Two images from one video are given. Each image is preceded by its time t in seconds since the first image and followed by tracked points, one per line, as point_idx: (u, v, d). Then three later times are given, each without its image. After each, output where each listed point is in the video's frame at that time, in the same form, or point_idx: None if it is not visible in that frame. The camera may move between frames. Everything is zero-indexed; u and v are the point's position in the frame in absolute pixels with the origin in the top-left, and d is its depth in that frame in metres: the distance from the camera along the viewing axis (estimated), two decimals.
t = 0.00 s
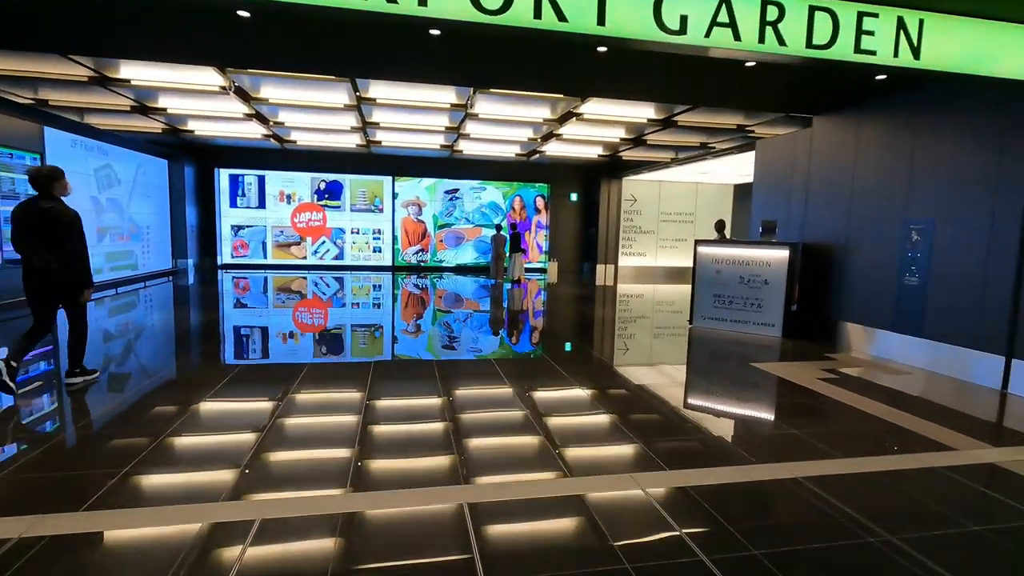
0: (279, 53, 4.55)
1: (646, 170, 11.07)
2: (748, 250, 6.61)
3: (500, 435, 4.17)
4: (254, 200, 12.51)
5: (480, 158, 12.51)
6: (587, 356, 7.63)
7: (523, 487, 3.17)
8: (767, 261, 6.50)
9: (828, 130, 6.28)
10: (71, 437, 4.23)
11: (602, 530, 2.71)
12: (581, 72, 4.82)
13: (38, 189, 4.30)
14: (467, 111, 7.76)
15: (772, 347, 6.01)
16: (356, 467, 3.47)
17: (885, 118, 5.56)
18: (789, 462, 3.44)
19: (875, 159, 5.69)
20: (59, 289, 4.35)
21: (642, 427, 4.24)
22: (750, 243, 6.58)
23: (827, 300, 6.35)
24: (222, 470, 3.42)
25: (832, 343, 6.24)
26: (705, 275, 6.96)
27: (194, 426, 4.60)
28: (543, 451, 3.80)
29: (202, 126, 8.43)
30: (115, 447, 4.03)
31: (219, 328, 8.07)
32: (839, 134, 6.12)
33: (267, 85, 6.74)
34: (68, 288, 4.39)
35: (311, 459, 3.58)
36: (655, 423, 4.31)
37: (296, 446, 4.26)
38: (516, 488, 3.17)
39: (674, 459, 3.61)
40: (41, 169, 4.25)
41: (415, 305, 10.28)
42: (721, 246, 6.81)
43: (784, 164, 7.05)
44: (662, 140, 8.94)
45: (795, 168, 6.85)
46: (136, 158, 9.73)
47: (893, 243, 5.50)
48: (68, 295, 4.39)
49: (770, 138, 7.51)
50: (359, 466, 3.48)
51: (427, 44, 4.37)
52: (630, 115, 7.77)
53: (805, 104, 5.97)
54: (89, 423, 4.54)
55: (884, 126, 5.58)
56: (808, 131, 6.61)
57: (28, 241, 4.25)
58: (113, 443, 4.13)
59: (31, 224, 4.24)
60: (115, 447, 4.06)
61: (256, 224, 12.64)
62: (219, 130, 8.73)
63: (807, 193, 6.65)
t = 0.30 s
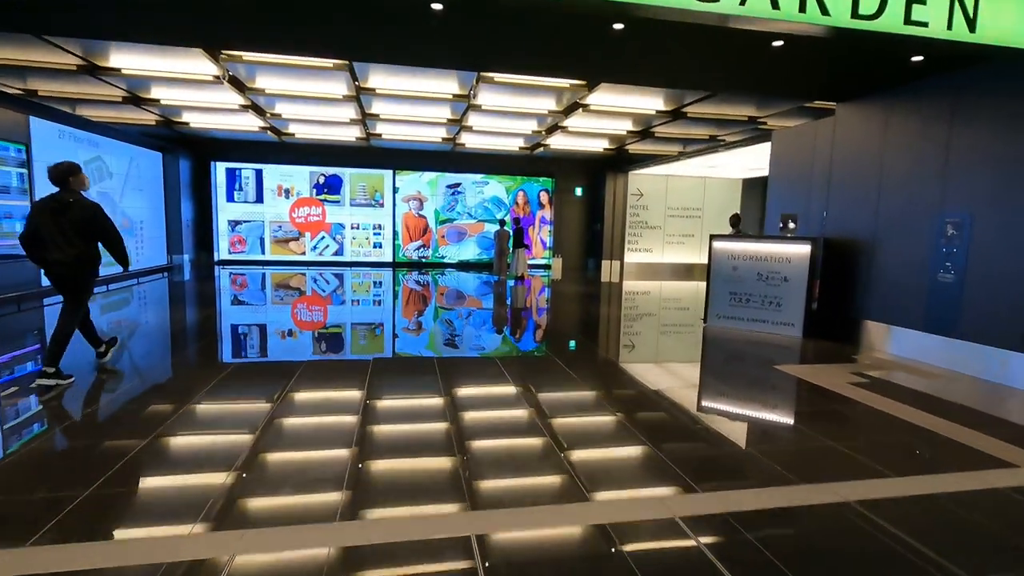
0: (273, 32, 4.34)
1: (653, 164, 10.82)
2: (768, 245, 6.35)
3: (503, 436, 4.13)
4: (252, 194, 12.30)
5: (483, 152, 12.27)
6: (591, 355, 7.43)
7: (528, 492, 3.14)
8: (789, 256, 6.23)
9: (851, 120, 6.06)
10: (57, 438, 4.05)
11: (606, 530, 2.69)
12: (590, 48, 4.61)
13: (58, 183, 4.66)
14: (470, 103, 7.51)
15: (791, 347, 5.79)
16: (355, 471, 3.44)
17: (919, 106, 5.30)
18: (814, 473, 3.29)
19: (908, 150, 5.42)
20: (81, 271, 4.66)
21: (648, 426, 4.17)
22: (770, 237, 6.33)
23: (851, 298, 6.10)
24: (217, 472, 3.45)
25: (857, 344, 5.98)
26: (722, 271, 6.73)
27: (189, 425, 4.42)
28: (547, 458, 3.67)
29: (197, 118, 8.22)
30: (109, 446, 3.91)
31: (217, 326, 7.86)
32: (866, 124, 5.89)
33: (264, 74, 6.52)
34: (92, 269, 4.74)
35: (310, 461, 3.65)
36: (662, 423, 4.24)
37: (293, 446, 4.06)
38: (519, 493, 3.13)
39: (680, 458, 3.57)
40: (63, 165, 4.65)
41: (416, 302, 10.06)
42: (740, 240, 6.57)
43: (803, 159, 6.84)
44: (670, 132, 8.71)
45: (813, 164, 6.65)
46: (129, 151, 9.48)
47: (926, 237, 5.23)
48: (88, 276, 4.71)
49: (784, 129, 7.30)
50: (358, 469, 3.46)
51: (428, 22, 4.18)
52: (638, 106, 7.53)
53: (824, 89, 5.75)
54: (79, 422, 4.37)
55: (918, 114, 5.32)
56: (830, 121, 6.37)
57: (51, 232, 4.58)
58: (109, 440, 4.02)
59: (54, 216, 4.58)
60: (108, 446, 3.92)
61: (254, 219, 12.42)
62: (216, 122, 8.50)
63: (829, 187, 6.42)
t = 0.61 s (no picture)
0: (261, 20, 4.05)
1: (656, 163, 10.61)
2: (783, 248, 6.18)
3: (504, 444, 4.09)
4: (246, 194, 12.07)
5: (482, 150, 12.05)
6: (594, 358, 7.24)
7: (529, 501, 3.26)
8: (804, 260, 6.07)
9: (874, 117, 5.89)
10: (39, 450, 3.89)
11: (616, 556, 2.67)
12: (597, 35, 4.37)
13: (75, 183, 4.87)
14: (469, 99, 7.29)
15: (805, 355, 5.59)
16: (350, 479, 3.56)
17: (949, 104, 5.08)
18: (838, 498, 3.15)
19: (937, 149, 5.20)
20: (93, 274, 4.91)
21: (654, 440, 4.06)
22: (786, 240, 6.14)
23: (873, 304, 5.90)
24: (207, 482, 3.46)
25: (882, 352, 5.77)
26: (734, 275, 6.53)
27: (181, 433, 4.26)
28: (550, 463, 3.78)
29: (189, 115, 7.98)
30: (100, 456, 3.81)
31: (210, 329, 7.67)
32: (887, 122, 5.73)
33: (256, 69, 6.28)
34: (101, 273, 4.97)
35: (305, 467, 3.71)
36: (666, 428, 4.24)
37: (287, 455, 3.91)
38: (519, 502, 3.27)
39: (690, 474, 3.50)
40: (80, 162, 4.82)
41: (414, 304, 9.82)
42: (754, 243, 6.37)
43: (819, 160, 6.67)
44: (674, 131, 8.51)
45: (828, 165, 6.52)
46: (117, 149, 9.23)
47: (956, 241, 5.00)
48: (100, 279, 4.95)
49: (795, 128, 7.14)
50: (352, 479, 3.54)
51: (427, 9, 3.94)
52: (643, 103, 7.31)
53: (840, 84, 5.54)
54: (60, 435, 4.17)
55: (948, 113, 5.10)
56: (848, 118, 6.21)
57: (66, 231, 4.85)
58: (101, 449, 3.92)
59: (70, 216, 4.84)
60: (102, 454, 3.86)
61: (248, 219, 12.19)
62: (207, 119, 8.26)
63: (848, 189, 6.23)
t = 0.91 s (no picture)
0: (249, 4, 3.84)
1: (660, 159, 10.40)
2: (801, 247, 5.98)
3: (506, 447, 3.93)
4: (241, 191, 11.88)
5: (483, 147, 11.84)
6: (598, 359, 7.03)
7: (533, 509, 3.09)
8: (825, 259, 5.86)
9: (897, 107, 5.67)
10: (19, 455, 3.71)
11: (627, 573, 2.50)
12: (603, 17, 4.12)
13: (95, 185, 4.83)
14: (470, 93, 7.08)
15: (821, 359, 5.38)
16: (346, 482, 3.39)
17: (983, 96, 4.87)
18: (859, 511, 2.96)
19: (969, 144, 4.98)
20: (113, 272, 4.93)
21: (660, 443, 3.90)
22: (805, 238, 5.94)
23: (896, 304, 5.69)
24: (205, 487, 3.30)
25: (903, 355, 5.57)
26: (750, 276, 6.33)
27: (174, 436, 4.07)
28: (553, 469, 3.60)
29: (181, 110, 7.78)
30: (86, 460, 3.63)
31: (206, 329, 7.55)
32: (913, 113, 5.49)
33: (249, 62, 6.07)
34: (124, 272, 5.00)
35: (299, 471, 3.55)
36: (670, 433, 4.07)
37: (281, 459, 3.72)
38: (523, 509, 3.10)
39: (700, 481, 3.34)
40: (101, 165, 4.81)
41: (414, 304, 9.62)
42: (771, 242, 6.17)
43: (837, 155, 6.46)
44: (680, 126, 8.31)
45: (848, 161, 6.30)
46: (108, 146, 9.02)
47: (991, 240, 4.78)
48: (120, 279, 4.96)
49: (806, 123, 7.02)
50: (352, 481, 3.39)
51: None
52: (648, 97, 7.10)
53: (857, 72, 5.32)
54: (42, 440, 3.97)
55: (981, 106, 4.89)
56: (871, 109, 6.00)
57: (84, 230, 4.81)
58: (86, 453, 3.74)
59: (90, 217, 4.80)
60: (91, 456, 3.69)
61: (243, 217, 11.99)
62: (200, 114, 8.05)
63: (869, 183, 6.00)
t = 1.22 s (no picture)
0: None
1: (667, 157, 10.17)
2: (824, 250, 5.75)
3: (510, 455, 3.78)
4: (239, 190, 11.68)
5: (486, 144, 11.62)
6: (602, 362, 6.82)
7: (540, 521, 2.94)
8: (852, 263, 5.61)
9: (931, 100, 5.43)
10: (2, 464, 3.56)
11: None
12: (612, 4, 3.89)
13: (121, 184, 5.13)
14: (474, 88, 6.84)
15: (841, 369, 5.14)
16: (345, 493, 3.25)
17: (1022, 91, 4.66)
18: (887, 529, 2.79)
19: (1009, 140, 4.75)
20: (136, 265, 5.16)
21: (669, 452, 3.75)
22: (831, 240, 5.70)
23: (928, 310, 5.46)
24: (198, 498, 3.16)
25: (931, 364, 5.38)
26: (772, 280, 6.09)
27: (168, 443, 3.90)
28: (555, 477, 3.47)
29: (176, 106, 7.58)
30: (73, 469, 3.48)
31: (202, 329, 7.43)
32: (949, 109, 5.27)
33: (245, 56, 5.85)
34: (148, 267, 5.25)
35: (297, 481, 3.40)
36: (679, 441, 3.92)
37: (278, 468, 3.57)
38: (529, 521, 2.96)
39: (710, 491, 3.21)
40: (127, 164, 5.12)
41: (415, 305, 9.39)
42: (794, 245, 5.94)
43: (862, 155, 6.27)
44: (687, 123, 8.09)
45: (874, 159, 6.08)
46: (99, 142, 8.81)
47: None
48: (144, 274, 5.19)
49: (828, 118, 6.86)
50: (351, 492, 3.26)
51: None
52: (657, 93, 6.86)
53: (878, 66, 5.07)
54: (30, 447, 3.82)
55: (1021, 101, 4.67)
56: (900, 105, 5.79)
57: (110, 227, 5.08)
58: (72, 462, 3.58)
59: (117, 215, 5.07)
60: (80, 464, 3.55)
61: (241, 216, 11.79)
62: (195, 110, 7.84)
63: (898, 184, 5.80)
